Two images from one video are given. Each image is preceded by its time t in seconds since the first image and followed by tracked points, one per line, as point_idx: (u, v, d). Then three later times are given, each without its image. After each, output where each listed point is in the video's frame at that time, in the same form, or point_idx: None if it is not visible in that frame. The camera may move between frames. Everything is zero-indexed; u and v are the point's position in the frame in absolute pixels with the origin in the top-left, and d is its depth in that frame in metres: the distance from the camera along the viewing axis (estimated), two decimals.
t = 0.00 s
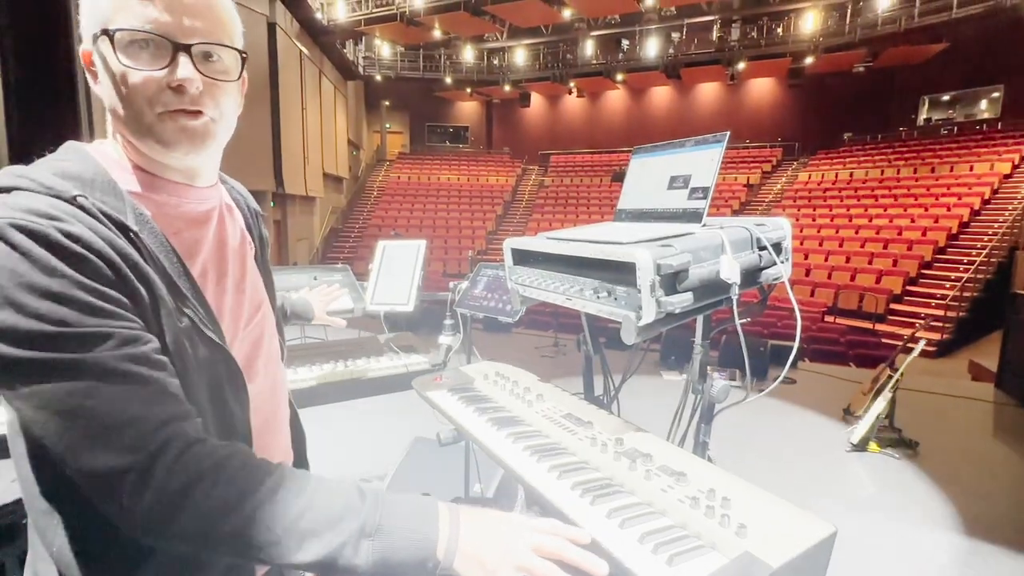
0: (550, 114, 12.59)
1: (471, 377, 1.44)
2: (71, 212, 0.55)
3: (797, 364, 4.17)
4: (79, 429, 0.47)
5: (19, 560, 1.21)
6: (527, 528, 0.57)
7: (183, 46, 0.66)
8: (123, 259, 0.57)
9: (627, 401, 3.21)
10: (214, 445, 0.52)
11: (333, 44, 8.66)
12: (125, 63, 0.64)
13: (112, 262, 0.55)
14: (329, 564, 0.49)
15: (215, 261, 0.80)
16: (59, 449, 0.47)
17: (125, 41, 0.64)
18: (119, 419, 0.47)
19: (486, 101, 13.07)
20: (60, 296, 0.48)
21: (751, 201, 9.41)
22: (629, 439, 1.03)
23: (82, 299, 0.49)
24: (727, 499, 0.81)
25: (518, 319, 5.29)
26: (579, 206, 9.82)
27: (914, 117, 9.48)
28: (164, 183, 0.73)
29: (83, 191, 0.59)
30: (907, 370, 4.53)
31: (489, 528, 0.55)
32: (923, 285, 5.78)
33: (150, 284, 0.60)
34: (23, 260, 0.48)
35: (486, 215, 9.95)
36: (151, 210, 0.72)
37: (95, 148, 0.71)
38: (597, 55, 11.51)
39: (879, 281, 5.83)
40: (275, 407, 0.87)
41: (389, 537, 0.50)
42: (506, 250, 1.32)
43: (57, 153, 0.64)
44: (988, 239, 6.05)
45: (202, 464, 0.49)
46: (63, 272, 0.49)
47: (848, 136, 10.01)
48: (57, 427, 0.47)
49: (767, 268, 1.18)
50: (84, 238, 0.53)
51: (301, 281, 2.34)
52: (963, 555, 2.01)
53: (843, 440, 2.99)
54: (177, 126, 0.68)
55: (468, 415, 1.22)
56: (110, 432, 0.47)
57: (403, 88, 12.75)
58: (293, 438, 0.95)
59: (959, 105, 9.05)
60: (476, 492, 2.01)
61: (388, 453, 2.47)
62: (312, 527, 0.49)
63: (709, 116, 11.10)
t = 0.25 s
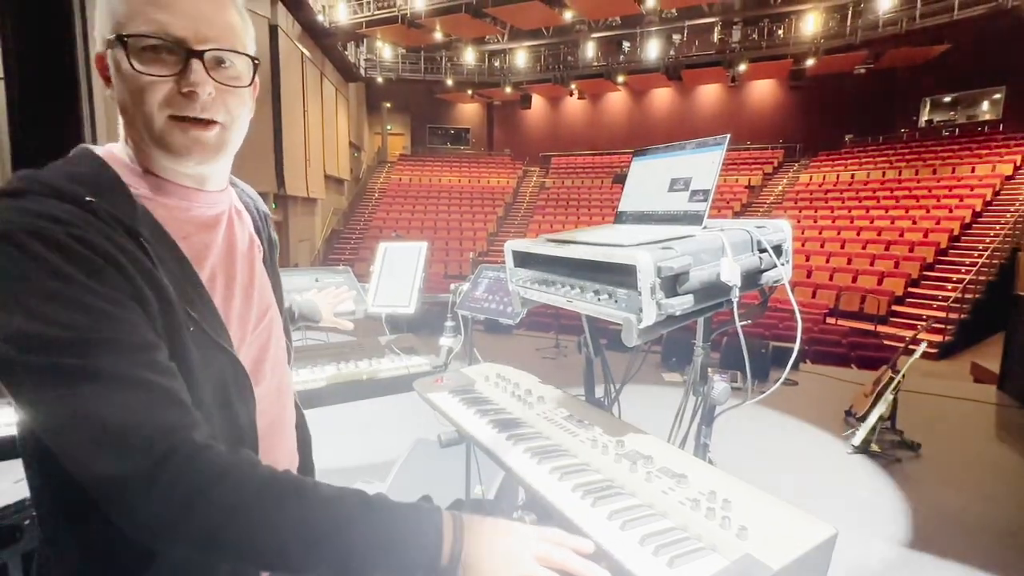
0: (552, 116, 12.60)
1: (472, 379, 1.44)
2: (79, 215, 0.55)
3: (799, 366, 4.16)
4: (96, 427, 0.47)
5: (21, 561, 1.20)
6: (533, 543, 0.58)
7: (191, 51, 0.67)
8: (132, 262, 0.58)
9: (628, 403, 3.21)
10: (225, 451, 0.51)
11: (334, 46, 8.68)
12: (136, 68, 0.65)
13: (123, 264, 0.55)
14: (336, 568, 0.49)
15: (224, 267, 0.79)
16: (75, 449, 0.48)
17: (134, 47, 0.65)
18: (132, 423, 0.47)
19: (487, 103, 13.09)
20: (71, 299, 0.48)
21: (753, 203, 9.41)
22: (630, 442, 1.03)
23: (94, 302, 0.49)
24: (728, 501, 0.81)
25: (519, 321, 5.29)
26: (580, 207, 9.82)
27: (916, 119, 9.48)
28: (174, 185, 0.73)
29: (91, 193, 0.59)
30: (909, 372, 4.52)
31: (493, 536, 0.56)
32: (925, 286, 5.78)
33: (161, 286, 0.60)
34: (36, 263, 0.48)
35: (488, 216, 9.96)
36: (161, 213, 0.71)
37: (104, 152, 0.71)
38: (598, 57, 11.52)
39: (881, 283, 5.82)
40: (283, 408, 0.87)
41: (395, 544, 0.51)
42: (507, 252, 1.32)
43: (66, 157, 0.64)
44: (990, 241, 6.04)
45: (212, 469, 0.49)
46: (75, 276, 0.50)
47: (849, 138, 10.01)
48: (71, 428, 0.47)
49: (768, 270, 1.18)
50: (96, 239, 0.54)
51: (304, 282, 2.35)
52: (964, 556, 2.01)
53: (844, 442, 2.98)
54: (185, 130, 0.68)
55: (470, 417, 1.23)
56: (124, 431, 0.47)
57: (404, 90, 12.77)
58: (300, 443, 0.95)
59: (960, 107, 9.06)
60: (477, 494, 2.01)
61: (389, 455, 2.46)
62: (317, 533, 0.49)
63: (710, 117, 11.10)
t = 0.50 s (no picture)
0: (554, 116, 12.59)
1: (475, 379, 1.44)
2: (85, 218, 0.55)
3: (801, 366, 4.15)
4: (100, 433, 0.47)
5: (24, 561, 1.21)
6: (537, 548, 0.59)
7: (202, 52, 0.66)
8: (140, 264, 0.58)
9: (630, 404, 3.20)
10: (229, 456, 0.52)
11: (336, 47, 8.70)
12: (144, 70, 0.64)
13: (131, 266, 0.56)
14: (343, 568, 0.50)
15: (229, 266, 0.79)
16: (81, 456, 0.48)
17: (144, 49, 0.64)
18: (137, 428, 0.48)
19: (489, 103, 13.10)
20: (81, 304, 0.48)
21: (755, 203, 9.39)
22: (632, 441, 1.03)
23: (104, 306, 0.50)
24: (731, 502, 0.81)
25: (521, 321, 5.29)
26: (582, 208, 9.82)
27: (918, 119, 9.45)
28: (178, 188, 0.73)
29: (96, 194, 0.59)
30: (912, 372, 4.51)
31: (497, 541, 0.56)
32: (928, 286, 5.76)
33: (168, 288, 0.60)
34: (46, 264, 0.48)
35: (490, 217, 9.97)
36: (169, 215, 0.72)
37: (111, 152, 0.71)
38: (600, 57, 11.52)
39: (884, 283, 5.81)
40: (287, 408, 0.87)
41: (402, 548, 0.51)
42: (509, 252, 1.32)
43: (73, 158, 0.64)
44: (994, 241, 6.02)
45: (217, 474, 0.49)
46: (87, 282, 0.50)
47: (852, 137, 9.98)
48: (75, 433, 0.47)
49: (771, 270, 1.18)
50: (104, 242, 0.54)
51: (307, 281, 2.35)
52: (967, 556, 2.00)
53: (847, 442, 2.97)
54: (191, 134, 0.67)
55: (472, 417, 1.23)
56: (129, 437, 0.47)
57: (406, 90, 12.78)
58: (303, 445, 0.95)
59: (964, 107, 9.03)
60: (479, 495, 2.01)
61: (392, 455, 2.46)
62: (326, 534, 0.50)
63: (713, 118, 11.09)
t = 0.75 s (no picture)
0: (557, 118, 12.61)
1: (479, 380, 1.44)
2: (108, 221, 0.55)
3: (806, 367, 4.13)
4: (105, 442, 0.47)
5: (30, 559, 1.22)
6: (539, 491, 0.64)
7: (256, 88, 0.64)
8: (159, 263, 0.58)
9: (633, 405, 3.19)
10: (234, 460, 0.53)
11: (340, 50, 8.74)
12: (199, 106, 0.63)
13: (154, 278, 0.55)
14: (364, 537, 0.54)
15: (240, 268, 0.80)
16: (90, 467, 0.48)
17: (203, 86, 0.63)
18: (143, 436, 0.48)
19: (492, 105, 13.13)
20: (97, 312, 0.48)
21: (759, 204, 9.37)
22: (635, 442, 1.03)
23: (127, 317, 0.50)
24: (736, 502, 0.81)
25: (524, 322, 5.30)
26: (585, 209, 9.81)
27: (923, 119, 9.42)
28: (207, 200, 0.73)
29: (122, 199, 0.60)
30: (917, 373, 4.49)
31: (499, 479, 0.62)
32: (934, 287, 5.73)
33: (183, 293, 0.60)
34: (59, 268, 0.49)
35: (493, 218, 9.98)
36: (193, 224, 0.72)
37: (142, 162, 0.69)
38: (602, 58, 11.54)
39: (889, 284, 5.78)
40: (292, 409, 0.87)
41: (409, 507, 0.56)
42: (513, 253, 1.32)
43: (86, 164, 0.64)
44: (1000, 241, 5.98)
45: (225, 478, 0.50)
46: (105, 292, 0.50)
47: (856, 138, 9.96)
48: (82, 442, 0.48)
49: (776, 270, 1.17)
50: (128, 256, 0.54)
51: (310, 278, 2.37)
52: (974, 558, 1.99)
53: (852, 444, 2.96)
54: (262, 166, 0.69)
55: (477, 418, 1.23)
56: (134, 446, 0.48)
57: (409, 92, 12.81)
58: (306, 449, 0.95)
59: (969, 107, 8.99)
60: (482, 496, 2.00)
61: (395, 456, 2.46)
62: (336, 523, 0.53)
63: (715, 119, 11.09)
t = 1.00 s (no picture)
0: (558, 121, 12.62)
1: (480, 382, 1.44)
2: (153, 222, 0.61)
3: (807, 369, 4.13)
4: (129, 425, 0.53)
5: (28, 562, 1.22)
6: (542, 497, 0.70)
7: (318, 124, 0.73)
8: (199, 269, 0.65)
9: (633, 407, 3.19)
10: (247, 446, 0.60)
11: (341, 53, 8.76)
12: (268, 133, 0.70)
13: (197, 280, 0.61)
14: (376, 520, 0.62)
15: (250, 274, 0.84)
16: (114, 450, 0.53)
17: (274, 117, 0.70)
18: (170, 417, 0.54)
19: (493, 107, 13.14)
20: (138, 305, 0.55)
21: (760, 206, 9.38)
22: (636, 444, 1.03)
23: (169, 316, 0.57)
24: (737, 503, 0.81)
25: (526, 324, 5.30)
26: (586, 211, 9.81)
27: (924, 120, 9.41)
28: (234, 207, 0.78)
29: (169, 203, 0.66)
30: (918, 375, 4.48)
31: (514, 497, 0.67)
32: (935, 289, 5.72)
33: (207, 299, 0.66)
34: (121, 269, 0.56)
35: (494, 221, 9.97)
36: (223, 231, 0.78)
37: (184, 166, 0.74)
38: (603, 61, 11.54)
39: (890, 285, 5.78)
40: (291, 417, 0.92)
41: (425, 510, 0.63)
42: (514, 255, 1.32)
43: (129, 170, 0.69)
44: (1001, 243, 5.97)
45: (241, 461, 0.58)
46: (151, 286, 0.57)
47: (857, 140, 9.95)
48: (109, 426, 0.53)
49: (778, 271, 1.17)
50: (179, 260, 0.60)
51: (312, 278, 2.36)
52: (972, 558, 1.99)
53: (853, 446, 2.96)
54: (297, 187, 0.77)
55: (478, 420, 1.22)
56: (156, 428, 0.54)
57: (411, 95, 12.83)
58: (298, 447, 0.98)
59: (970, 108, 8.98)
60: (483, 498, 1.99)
61: (395, 458, 2.46)
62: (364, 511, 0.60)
63: (716, 122, 11.09)
